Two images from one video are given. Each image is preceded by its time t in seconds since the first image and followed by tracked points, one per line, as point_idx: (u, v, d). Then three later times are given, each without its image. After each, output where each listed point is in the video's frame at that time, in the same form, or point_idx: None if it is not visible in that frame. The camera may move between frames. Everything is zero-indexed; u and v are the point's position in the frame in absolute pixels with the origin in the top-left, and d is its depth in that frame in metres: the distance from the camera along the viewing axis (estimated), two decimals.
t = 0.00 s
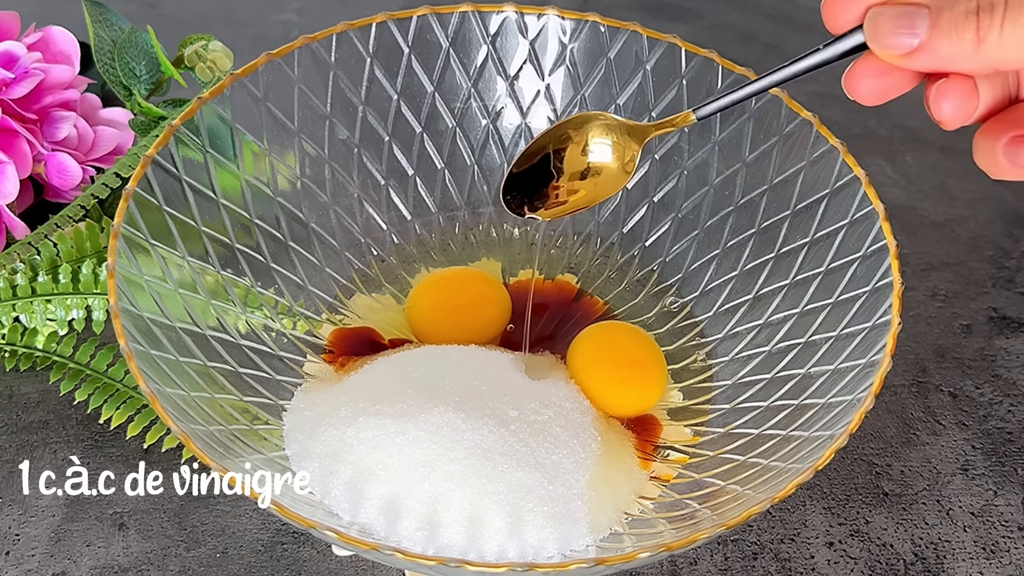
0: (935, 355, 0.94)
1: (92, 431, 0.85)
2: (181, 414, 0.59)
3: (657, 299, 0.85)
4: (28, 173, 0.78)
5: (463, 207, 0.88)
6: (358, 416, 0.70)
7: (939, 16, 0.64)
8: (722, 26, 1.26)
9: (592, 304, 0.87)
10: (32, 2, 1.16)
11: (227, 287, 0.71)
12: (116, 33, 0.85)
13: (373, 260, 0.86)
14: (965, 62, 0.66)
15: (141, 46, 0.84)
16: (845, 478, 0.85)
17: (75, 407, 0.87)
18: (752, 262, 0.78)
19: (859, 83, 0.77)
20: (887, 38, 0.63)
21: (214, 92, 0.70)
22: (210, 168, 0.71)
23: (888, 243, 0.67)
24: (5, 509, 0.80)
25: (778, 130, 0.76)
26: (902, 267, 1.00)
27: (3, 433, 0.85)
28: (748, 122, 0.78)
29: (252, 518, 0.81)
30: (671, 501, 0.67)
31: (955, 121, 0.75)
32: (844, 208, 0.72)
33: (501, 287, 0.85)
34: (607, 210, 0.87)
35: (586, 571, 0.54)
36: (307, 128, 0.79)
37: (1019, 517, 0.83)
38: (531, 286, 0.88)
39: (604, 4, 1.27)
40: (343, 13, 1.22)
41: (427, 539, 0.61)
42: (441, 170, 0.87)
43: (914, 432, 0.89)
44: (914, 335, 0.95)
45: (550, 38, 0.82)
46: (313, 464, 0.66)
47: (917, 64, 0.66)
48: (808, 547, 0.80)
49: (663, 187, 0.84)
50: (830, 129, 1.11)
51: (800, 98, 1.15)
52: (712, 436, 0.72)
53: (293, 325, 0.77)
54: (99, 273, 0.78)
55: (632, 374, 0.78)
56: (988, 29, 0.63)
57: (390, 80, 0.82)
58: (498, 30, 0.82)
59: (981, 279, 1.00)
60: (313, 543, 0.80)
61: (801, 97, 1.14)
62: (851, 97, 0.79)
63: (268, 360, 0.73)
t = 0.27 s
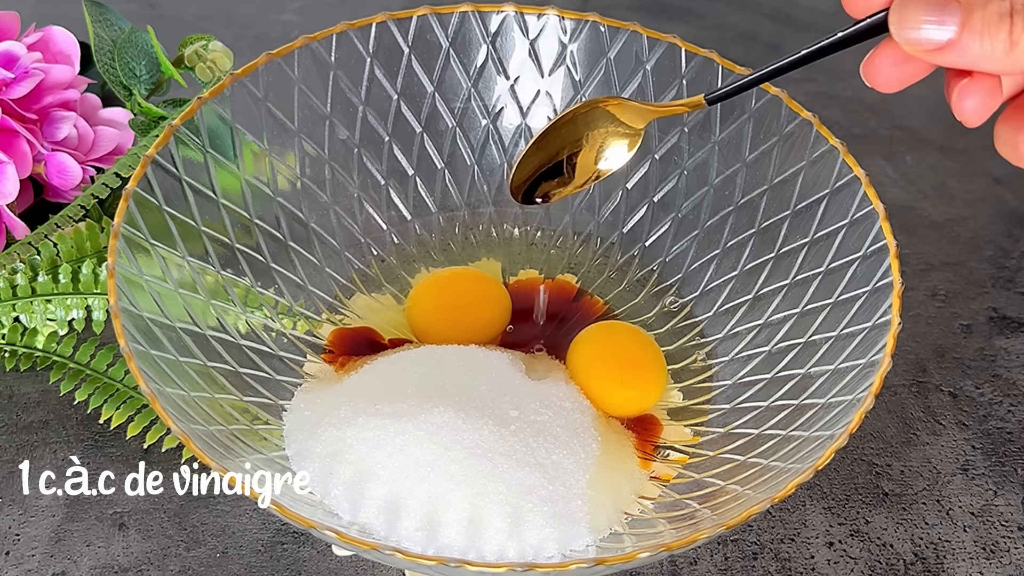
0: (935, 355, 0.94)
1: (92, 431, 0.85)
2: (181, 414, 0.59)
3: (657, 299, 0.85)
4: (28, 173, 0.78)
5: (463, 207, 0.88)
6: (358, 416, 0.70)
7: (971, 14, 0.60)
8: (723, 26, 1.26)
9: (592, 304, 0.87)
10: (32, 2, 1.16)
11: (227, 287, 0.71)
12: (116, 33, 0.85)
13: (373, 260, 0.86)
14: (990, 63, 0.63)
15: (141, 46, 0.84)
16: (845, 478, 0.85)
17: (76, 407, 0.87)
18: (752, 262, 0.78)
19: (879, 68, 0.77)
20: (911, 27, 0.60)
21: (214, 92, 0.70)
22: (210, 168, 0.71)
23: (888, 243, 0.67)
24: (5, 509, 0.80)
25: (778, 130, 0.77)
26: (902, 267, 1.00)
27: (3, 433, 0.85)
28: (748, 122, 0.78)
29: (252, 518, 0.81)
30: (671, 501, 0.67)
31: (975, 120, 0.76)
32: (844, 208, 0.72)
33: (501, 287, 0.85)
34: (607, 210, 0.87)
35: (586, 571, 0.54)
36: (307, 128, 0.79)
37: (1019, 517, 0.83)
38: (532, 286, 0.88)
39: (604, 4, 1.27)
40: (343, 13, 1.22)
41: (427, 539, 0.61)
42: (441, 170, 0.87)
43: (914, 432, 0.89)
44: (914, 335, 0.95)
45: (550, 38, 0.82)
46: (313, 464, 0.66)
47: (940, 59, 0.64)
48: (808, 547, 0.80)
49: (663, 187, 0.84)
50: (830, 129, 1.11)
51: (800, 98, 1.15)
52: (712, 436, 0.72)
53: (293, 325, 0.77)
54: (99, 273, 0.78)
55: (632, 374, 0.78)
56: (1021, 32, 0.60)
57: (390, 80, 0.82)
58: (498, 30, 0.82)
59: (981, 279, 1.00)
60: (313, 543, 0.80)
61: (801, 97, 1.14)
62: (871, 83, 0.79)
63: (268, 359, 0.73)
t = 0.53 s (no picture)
0: (935, 355, 0.94)
1: (92, 430, 0.85)
2: (181, 414, 0.59)
3: (657, 299, 0.85)
4: (28, 173, 0.78)
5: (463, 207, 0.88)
6: (358, 416, 0.70)
7: (976, 4, 0.61)
8: (723, 26, 1.26)
9: (592, 304, 0.87)
10: (32, 2, 1.16)
11: (227, 287, 0.71)
12: (116, 33, 0.84)
13: (373, 259, 0.86)
14: (996, 55, 0.63)
15: (141, 46, 0.84)
16: (844, 478, 0.85)
17: (75, 407, 0.87)
18: (752, 262, 0.78)
19: (881, 57, 0.77)
20: (913, 16, 0.60)
21: (215, 92, 0.70)
22: (210, 168, 0.71)
23: (888, 243, 0.67)
24: (5, 509, 0.80)
25: (778, 130, 0.77)
26: (902, 267, 1.00)
27: (3, 433, 0.85)
28: (748, 122, 0.78)
29: (252, 518, 0.81)
30: (671, 501, 0.67)
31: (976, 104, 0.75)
32: (844, 207, 0.72)
33: (501, 287, 0.85)
34: (607, 210, 0.87)
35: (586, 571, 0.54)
36: (307, 128, 0.79)
37: (1019, 517, 0.83)
38: (532, 286, 0.88)
39: (604, 4, 1.27)
40: (343, 13, 1.22)
41: (427, 539, 0.61)
42: (441, 170, 0.87)
43: (914, 431, 0.89)
44: (914, 335, 0.95)
45: (551, 38, 0.82)
46: (313, 464, 0.66)
47: (943, 48, 0.64)
48: (808, 547, 0.80)
49: (663, 187, 0.84)
50: (830, 129, 1.11)
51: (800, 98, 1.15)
52: (712, 436, 0.72)
53: (293, 325, 0.77)
54: (99, 273, 0.78)
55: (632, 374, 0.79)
56: None
57: (390, 80, 0.81)
58: (498, 30, 0.82)
59: (981, 279, 1.00)
60: (313, 543, 0.80)
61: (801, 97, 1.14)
62: (872, 71, 0.79)
63: (268, 359, 0.73)
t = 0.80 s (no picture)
0: (935, 355, 0.94)
1: (92, 430, 0.85)
2: (181, 414, 0.59)
3: (657, 299, 0.85)
4: (28, 173, 0.78)
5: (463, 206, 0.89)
6: (358, 416, 0.70)
7: None
8: (723, 26, 1.26)
9: (592, 304, 0.87)
10: (32, 2, 1.16)
11: (227, 287, 0.71)
12: (116, 33, 0.84)
13: (373, 260, 0.86)
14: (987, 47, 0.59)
15: (141, 46, 0.84)
16: (844, 478, 0.85)
17: (75, 407, 0.87)
18: (752, 262, 0.78)
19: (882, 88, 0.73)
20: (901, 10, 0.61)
21: (215, 92, 0.70)
22: (210, 168, 0.71)
23: (888, 244, 0.67)
24: (5, 509, 0.80)
25: (778, 130, 0.77)
26: (902, 267, 1.00)
27: (3, 433, 0.85)
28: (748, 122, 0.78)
29: (252, 518, 0.81)
30: (672, 501, 0.67)
31: (973, 133, 0.68)
32: (844, 207, 0.72)
33: (501, 287, 0.85)
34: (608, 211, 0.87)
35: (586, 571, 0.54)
36: (306, 128, 0.79)
37: (1020, 517, 0.83)
38: (532, 286, 0.88)
39: (604, 5, 1.27)
40: (343, 13, 1.22)
41: (427, 539, 0.61)
42: (441, 170, 0.87)
43: (914, 432, 0.89)
44: (914, 335, 0.95)
45: (551, 38, 0.82)
46: (313, 464, 0.66)
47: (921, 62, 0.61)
48: (807, 548, 0.80)
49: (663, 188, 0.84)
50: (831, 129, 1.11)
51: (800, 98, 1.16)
52: (712, 436, 0.72)
53: (293, 325, 0.77)
54: (99, 273, 0.78)
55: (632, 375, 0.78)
56: None
57: (390, 80, 0.81)
58: (498, 29, 0.82)
59: (981, 278, 1.00)
60: (313, 543, 0.80)
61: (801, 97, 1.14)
62: (871, 102, 0.75)
63: (268, 359, 0.73)
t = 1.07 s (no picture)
0: (935, 355, 0.94)
1: (92, 430, 0.85)
2: (181, 414, 0.59)
3: (657, 299, 0.85)
4: (28, 173, 0.78)
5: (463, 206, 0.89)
6: (358, 416, 0.70)
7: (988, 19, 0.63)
8: (723, 26, 1.26)
9: (592, 304, 0.87)
10: (32, 2, 1.16)
11: (227, 287, 0.71)
12: (116, 33, 0.84)
13: (373, 260, 0.86)
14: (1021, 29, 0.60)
15: (141, 46, 0.84)
16: (844, 478, 0.85)
17: (75, 407, 0.87)
18: (752, 262, 0.78)
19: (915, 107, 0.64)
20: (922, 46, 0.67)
21: (214, 92, 0.70)
22: (210, 168, 0.71)
23: (888, 244, 0.67)
24: (5, 509, 0.80)
25: (778, 130, 0.76)
26: (902, 267, 1.00)
27: (3, 433, 0.85)
28: (748, 122, 0.78)
29: (252, 518, 0.81)
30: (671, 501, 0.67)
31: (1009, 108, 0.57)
32: (844, 208, 0.72)
33: (501, 287, 0.85)
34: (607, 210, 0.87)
35: (586, 571, 0.54)
36: (306, 128, 0.79)
37: (1020, 517, 0.83)
38: (532, 285, 0.88)
39: (604, 5, 1.27)
40: (343, 13, 1.22)
41: (426, 539, 0.61)
42: (441, 170, 0.87)
43: (914, 432, 0.89)
44: (914, 335, 0.95)
45: (551, 38, 0.82)
46: (312, 464, 0.66)
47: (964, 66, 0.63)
48: (807, 548, 0.80)
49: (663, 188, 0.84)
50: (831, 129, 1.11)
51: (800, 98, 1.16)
52: (712, 436, 0.72)
53: (293, 325, 0.77)
54: (99, 273, 0.78)
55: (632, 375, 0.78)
56: None
57: (390, 80, 0.81)
58: (498, 30, 0.82)
59: (981, 278, 1.00)
60: (313, 543, 0.80)
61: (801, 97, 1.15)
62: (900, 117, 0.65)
63: (268, 359, 0.73)
